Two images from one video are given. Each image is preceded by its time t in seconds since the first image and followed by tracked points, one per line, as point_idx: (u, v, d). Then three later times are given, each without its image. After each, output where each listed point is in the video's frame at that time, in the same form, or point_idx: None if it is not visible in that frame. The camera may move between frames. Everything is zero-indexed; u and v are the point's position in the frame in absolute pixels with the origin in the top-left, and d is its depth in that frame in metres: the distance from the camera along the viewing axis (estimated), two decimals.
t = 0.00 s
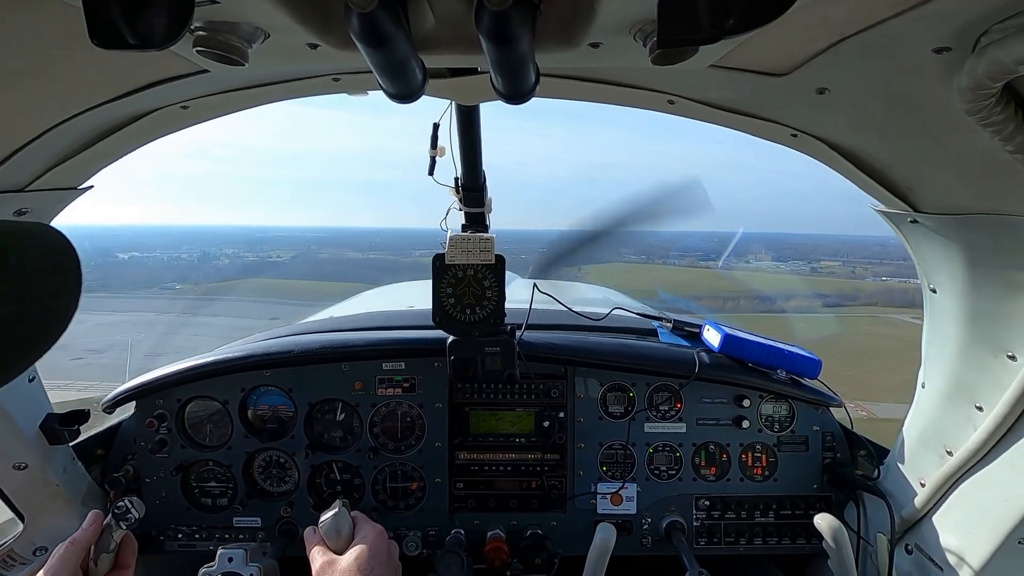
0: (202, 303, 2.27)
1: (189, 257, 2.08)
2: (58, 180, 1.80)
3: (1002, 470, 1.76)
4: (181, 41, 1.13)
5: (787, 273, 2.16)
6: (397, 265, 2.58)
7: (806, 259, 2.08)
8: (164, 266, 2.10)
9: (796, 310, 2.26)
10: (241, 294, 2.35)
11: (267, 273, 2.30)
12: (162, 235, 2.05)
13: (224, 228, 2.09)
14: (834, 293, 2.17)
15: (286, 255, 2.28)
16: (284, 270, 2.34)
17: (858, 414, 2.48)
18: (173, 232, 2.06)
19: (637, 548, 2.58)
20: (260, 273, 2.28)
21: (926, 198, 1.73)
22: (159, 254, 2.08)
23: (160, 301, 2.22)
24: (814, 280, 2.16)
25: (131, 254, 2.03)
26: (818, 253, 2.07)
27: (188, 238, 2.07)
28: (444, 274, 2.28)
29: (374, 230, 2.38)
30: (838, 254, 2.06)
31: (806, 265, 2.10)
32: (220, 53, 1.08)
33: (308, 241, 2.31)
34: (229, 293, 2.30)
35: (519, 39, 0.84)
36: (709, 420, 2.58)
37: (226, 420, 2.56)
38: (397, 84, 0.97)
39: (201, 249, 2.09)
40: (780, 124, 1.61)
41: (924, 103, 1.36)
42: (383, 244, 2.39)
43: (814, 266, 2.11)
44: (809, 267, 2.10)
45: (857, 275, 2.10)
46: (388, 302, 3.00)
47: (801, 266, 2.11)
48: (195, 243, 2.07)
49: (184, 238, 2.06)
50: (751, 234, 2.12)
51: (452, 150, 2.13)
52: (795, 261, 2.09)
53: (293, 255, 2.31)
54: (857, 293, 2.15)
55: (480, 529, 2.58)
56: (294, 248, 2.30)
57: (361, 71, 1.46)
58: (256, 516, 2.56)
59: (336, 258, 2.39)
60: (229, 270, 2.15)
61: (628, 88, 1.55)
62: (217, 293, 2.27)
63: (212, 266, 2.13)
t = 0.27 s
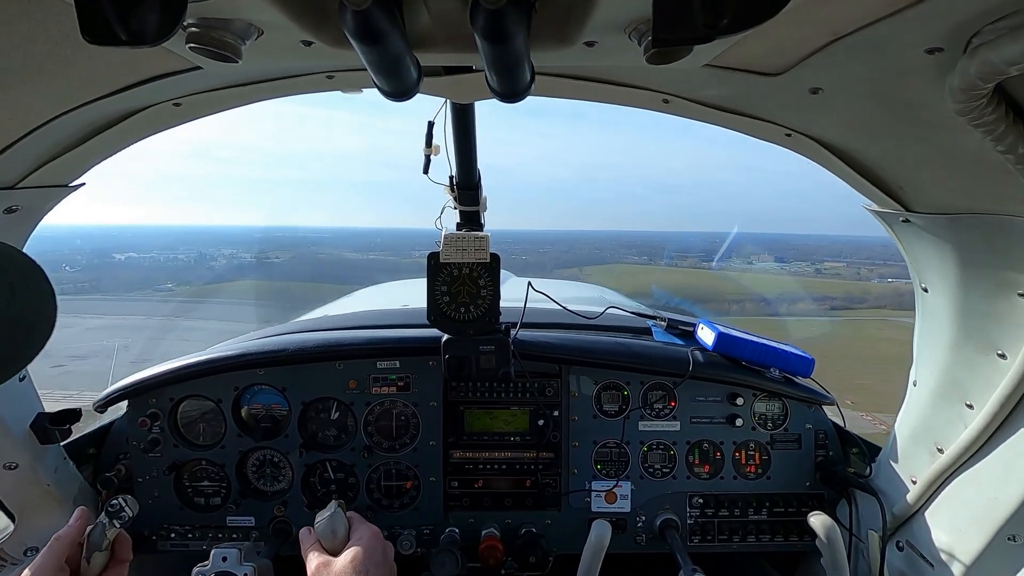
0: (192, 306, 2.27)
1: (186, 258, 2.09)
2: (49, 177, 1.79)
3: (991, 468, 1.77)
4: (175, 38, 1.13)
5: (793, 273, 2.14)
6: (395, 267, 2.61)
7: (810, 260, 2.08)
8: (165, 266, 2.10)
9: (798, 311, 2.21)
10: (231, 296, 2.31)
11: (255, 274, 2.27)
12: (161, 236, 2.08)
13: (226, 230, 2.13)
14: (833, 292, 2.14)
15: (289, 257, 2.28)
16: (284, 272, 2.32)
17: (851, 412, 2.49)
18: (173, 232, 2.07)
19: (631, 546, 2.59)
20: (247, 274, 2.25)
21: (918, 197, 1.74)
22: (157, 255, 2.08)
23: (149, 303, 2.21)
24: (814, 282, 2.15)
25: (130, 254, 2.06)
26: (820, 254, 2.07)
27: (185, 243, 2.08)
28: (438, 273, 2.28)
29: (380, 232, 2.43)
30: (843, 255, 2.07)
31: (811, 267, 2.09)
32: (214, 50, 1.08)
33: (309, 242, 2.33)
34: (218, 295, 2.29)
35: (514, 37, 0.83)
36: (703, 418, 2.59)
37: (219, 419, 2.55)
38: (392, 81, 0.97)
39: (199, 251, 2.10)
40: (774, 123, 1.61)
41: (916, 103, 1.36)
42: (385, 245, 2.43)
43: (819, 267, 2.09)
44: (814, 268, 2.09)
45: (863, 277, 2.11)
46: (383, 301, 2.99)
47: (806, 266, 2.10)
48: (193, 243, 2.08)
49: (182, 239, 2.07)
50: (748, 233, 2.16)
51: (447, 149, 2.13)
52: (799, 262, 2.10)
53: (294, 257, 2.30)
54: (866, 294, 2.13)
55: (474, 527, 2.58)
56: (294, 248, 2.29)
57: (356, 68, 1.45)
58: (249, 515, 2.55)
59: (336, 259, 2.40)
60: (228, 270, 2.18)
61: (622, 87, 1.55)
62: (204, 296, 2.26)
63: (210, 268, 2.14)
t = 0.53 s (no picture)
0: (187, 308, 2.29)
1: (182, 259, 2.12)
2: (45, 178, 1.78)
3: (987, 466, 1.78)
4: (171, 39, 1.12)
5: (798, 275, 2.16)
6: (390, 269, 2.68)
7: (814, 261, 2.09)
8: (161, 267, 2.12)
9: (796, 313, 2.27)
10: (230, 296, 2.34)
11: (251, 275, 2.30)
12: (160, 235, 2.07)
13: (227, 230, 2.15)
14: (829, 288, 2.17)
15: (290, 257, 2.34)
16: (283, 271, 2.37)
17: (849, 410, 2.50)
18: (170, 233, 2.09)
19: (630, 546, 2.59)
20: (246, 275, 2.29)
21: (914, 196, 1.75)
22: (153, 255, 2.10)
23: (144, 305, 2.25)
24: (814, 283, 2.18)
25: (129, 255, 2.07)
26: (824, 255, 2.07)
27: (181, 240, 2.10)
28: (436, 273, 2.27)
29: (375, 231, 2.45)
30: (846, 257, 2.06)
31: (814, 268, 2.10)
32: (210, 51, 1.07)
33: (307, 242, 2.37)
34: (214, 297, 2.30)
35: (511, 37, 0.83)
36: (702, 417, 2.59)
37: (217, 421, 2.54)
38: (389, 82, 0.97)
39: (194, 251, 2.13)
40: (771, 122, 1.61)
41: (913, 102, 1.37)
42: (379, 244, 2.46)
43: (824, 268, 2.10)
44: (817, 268, 2.10)
45: (868, 278, 2.10)
46: (381, 301, 2.99)
47: (812, 266, 2.11)
48: (190, 243, 2.11)
49: (178, 239, 2.10)
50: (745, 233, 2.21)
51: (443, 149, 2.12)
52: (802, 263, 2.11)
53: (294, 257, 2.37)
54: (872, 297, 2.13)
55: (473, 528, 2.58)
56: (291, 248, 2.34)
57: (352, 69, 1.45)
58: (247, 517, 2.55)
59: (333, 258, 2.47)
60: (226, 271, 2.22)
61: (620, 87, 1.55)
62: (199, 300, 2.27)
63: (205, 267, 2.17)
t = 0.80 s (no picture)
0: (185, 312, 2.28)
1: (179, 260, 2.10)
2: (47, 180, 1.78)
3: (989, 467, 1.77)
4: (172, 42, 1.12)
5: (801, 275, 2.13)
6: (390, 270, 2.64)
7: (817, 262, 2.06)
8: (158, 270, 2.10)
9: (794, 314, 2.23)
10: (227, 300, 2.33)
11: (252, 278, 2.28)
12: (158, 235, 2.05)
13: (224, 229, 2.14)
14: (830, 290, 2.13)
15: (286, 258, 2.33)
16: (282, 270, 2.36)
17: (850, 411, 2.49)
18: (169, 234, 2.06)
19: (631, 548, 2.58)
20: (241, 278, 2.25)
21: (915, 196, 1.74)
22: (149, 255, 2.07)
23: (143, 308, 2.21)
24: (817, 284, 2.13)
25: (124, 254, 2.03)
26: (827, 255, 2.04)
27: (180, 241, 2.09)
28: (437, 275, 2.27)
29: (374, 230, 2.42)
30: (849, 257, 2.06)
31: (819, 269, 2.06)
32: (210, 54, 1.07)
33: (307, 242, 2.36)
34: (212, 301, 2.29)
35: (511, 40, 0.84)
36: (703, 419, 2.59)
37: (218, 423, 2.54)
38: (389, 84, 0.97)
39: (191, 252, 2.11)
40: (771, 124, 1.62)
41: (912, 103, 1.37)
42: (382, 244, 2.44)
43: (828, 269, 2.06)
44: (820, 269, 2.06)
45: (873, 279, 2.10)
46: (381, 303, 2.99)
47: (812, 267, 2.08)
48: (188, 243, 2.10)
49: (177, 240, 2.08)
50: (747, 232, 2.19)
51: (444, 151, 2.12)
52: (805, 263, 2.08)
53: (292, 258, 2.36)
54: (881, 299, 2.13)
55: (474, 530, 2.57)
56: (289, 249, 2.33)
57: (353, 72, 1.45)
58: (248, 519, 2.54)
59: (332, 258, 2.45)
60: (225, 272, 2.20)
61: (620, 88, 1.55)
62: (197, 305, 2.26)
63: (202, 268, 2.16)
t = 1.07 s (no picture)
0: (188, 315, 2.27)
1: (170, 261, 2.10)
2: (52, 183, 1.79)
3: (995, 470, 1.76)
4: (175, 45, 1.13)
5: (806, 276, 2.12)
6: (387, 270, 2.61)
7: (818, 261, 2.05)
8: (156, 272, 2.11)
9: (797, 317, 2.25)
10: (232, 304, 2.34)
11: (250, 280, 2.28)
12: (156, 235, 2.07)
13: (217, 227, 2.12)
14: (833, 294, 2.13)
15: (283, 258, 2.32)
16: (281, 272, 2.36)
17: (853, 414, 2.49)
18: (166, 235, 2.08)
19: (634, 551, 2.58)
20: (243, 280, 2.26)
21: (918, 198, 1.74)
22: (145, 256, 2.07)
23: (147, 311, 2.22)
24: (818, 285, 2.14)
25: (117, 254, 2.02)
26: (830, 255, 2.04)
27: (178, 241, 2.09)
28: (439, 277, 2.28)
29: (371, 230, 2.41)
30: (852, 258, 2.06)
31: (820, 268, 2.06)
32: (214, 57, 1.08)
33: (306, 242, 2.35)
34: (224, 300, 2.29)
35: (513, 43, 0.84)
36: (705, 421, 2.58)
37: (221, 426, 2.55)
38: (391, 87, 0.97)
39: (185, 253, 2.10)
40: (774, 126, 1.61)
41: (915, 104, 1.36)
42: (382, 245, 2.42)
43: (830, 270, 2.07)
44: (822, 269, 2.06)
45: (878, 280, 2.10)
46: (383, 306, 2.99)
47: (813, 268, 2.07)
48: (183, 244, 2.09)
49: (174, 240, 2.09)
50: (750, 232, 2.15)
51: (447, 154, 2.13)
52: (807, 263, 2.08)
53: (289, 258, 2.36)
54: (887, 302, 2.13)
55: (477, 533, 2.57)
56: (288, 249, 2.33)
57: (356, 75, 1.46)
58: (250, 522, 2.54)
59: (331, 260, 2.45)
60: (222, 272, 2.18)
61: (622, 91, 1.55)
62: (201, 305, 2.25)
63: (198, 270, 2.14)
